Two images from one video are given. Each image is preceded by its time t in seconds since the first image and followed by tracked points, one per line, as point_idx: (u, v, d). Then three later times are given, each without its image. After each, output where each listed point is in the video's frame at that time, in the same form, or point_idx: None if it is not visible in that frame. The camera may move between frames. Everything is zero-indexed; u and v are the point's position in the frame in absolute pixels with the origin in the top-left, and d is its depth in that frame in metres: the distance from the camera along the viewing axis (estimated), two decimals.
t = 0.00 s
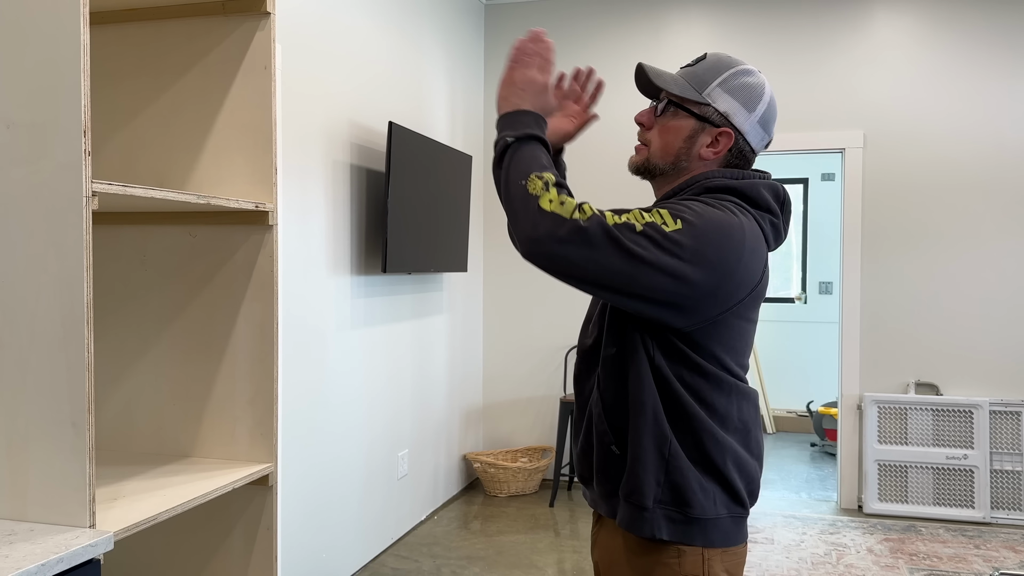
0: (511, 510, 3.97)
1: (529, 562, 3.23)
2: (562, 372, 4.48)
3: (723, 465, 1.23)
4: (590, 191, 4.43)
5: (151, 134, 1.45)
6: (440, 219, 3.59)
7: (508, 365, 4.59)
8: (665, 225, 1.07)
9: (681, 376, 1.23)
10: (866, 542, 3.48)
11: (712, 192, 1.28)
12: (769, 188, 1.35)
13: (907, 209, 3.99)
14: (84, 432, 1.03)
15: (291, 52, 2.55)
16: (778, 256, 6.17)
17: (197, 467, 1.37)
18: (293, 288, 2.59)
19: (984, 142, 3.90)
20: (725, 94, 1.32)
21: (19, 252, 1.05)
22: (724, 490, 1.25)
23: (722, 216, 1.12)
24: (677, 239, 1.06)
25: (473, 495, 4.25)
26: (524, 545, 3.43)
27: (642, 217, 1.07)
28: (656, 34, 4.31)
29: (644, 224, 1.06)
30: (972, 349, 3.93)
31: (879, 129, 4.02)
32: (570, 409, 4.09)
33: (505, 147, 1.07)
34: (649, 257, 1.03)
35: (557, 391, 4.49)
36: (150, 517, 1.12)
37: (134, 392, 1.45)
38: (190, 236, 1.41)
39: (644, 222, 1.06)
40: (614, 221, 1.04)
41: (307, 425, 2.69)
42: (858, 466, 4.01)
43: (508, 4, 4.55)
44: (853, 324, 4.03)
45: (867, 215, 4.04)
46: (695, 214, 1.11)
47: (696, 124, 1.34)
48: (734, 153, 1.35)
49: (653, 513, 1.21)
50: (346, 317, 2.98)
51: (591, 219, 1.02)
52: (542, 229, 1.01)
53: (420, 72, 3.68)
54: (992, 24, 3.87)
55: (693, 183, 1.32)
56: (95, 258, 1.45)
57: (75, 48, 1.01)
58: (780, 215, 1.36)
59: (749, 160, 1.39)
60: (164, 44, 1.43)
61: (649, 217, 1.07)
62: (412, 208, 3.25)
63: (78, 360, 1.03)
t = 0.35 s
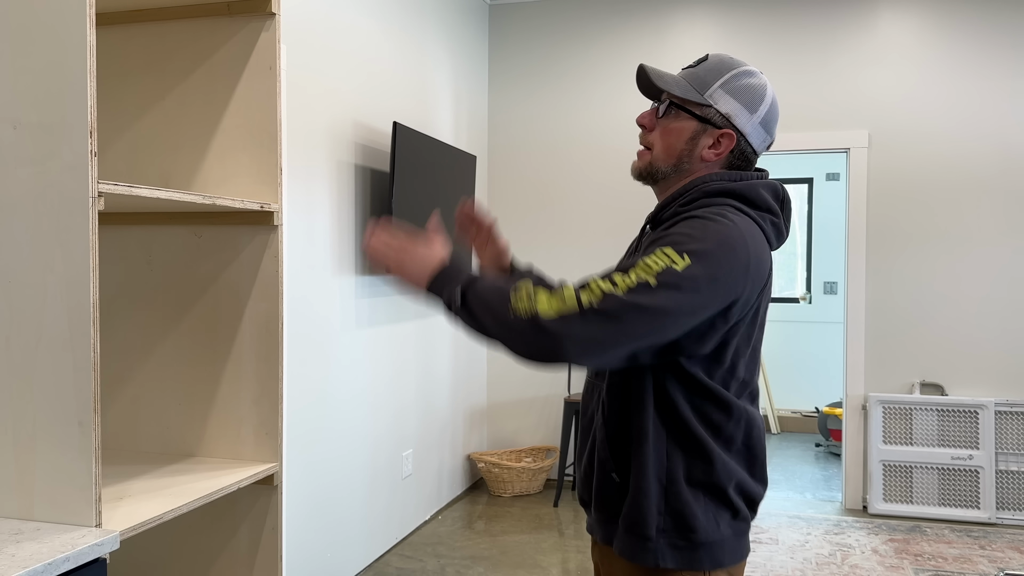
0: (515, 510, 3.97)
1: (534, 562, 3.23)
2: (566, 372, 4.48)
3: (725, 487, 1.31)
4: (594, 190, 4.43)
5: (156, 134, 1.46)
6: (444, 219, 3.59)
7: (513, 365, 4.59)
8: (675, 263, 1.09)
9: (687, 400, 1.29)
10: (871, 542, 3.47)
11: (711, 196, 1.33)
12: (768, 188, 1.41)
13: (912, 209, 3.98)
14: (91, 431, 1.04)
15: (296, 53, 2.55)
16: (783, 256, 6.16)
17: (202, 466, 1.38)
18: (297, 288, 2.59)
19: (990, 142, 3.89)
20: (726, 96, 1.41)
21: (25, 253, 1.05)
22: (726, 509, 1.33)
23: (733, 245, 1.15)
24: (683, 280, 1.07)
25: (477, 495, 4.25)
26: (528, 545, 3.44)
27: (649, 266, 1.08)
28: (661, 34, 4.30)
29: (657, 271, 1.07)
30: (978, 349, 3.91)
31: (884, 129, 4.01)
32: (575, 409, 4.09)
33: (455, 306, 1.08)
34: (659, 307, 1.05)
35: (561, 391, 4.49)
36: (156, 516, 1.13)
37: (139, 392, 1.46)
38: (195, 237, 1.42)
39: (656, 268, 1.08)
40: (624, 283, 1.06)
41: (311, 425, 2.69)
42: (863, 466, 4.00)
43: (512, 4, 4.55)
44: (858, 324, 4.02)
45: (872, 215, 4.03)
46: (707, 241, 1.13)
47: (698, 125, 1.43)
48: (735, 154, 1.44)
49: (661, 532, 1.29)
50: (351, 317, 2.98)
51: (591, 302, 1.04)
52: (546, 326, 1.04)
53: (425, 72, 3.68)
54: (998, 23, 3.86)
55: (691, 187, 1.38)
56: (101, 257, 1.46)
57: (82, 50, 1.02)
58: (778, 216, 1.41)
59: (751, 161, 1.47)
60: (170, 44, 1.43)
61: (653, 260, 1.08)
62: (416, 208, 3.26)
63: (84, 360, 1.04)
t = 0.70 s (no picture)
0: (519, 510, 3.97)
1: (537, 561, 3.24)
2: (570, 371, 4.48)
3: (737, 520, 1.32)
4: (598, 190, 4.42)
5: (160, 134, 1.46)
6: (448, 219, 3.59)
7: (516, 364, 4.59)
8: (732, 323, 1.15)
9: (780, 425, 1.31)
10: (875, 542, 3.47)
11: (683, 205, 1.37)
12: (734, 186, 1.44)
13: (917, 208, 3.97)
14: (95, 430, 1.05)
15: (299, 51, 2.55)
16: (787, 256, 6.16)
17: (207, 465, 1.38)
18: (301, 287, 2.60)
19: (994, 141, 3.87)
20: (684, 94, 1.44)
21: (31, 252, 1.06)
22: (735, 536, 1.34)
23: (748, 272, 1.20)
24: (759, 334, 1.16)
25: (481, 495, 4.25)
26: (532, 544, 3.44)
27: (731, 344, 1.15)
28: (665, 33, 4.30)
29: (741, 342, 1.15)
30: (982, 349, 3.90)
31: (888, 128, 4.00)
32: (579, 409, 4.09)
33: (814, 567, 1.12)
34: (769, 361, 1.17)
35: (565, 391, 4.49)
36: (160, 515, 1.13)
37: (144, 391, 1.47)
38: (199, 236, 1.42)
39: (738, 340, 1.15)
40: (747, 377, 1.15)
41: (315, 425, 2.70)
42: (867, 466, 3.99)
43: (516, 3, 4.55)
44: (862, 324, 4.01)
45: (877, 214, 4.01)
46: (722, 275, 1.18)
47: (660, 127, 1.46)
48: (700, 151, 1.46)
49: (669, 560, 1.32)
50: (354, 317, 2.99)
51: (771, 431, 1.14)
52: (802, 481, 1.14)
53: (429, 72, 3.69)
54: (1003, 21, 3.84)
55: (660, 199, 1.42)
56: (106, 257, 1.47)
57: (86, 51, 1.03)
58: (749, 212, 1.46)
59: (716, 157, 1.50)
60: (174, 45, 1.44)
61: (730, 349, 1.14)
62: (419, 208, 3.26)
63: (88, 358, 1.04)
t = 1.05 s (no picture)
0: (525, 510, 3.97)
1: (543, 561, 3.23)
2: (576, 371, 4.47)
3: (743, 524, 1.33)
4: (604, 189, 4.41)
5: (166, 134, 1.46)
6: (453, 218, 3.59)
7: (522, 364, 4.59)
8: (748, 325, 1.17)
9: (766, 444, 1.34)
10: (882, 542, 3.45)
11: (700, 201, 1.37)
12: (748, 181, 1.44)
13: (924, 207, 3.95)
14: (101, 429, 1.05)
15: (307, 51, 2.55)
16: (793, 255, 6.14)
17: (213, 464, 1.38)
18: (307, 287, 2.60)
19: (1003, 140, 3.85)
20: (671, 85, 1.44)
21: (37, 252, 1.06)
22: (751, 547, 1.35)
23: (761, 273, 1.21)
24: (767, 338, 1.18)
25: (487, 494, 4.25)
26: (538, 544, 3.43)
27: (736, 348, 1.17)
28: (671, 32, 4.29)
29: (746, 348, 1.17)
30: (990, 349, 3.88)
31: (896, 127, 3.99)
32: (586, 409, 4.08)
33: None
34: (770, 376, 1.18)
35: (571, 391, 4.49)
36: (166, 513, 1.13)
37: (150, 390, 1.46)
38: (205, 236, 1.42)
39: (743, 347, 1.17)
40: (744, 386, 1.17)
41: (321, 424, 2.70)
42: (874, 466, 3.98)
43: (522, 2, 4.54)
44: (869, 323, 4.00)
45: (884, 213, 4.00)
46: (739, 279, 1.19)
47: (653, 123, 1.46)
48: (699, 138, 1.46)
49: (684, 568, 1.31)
50: (360, 317, 2.99)
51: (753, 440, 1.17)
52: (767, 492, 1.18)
53: (434, 70, 3.68)
54: (1012, 19, 3.82)
55: (675, 195, 1.41)
56: (112, 257, 1.47)
57: (92, 50, 1.03)
58: (762, 207, 1.46)
59: (714, 139, 1.50)
60: (180, 44, 1.44)
61: (735, 353, 1.16)
62: (425, 207, 3.26)
63: (95, 358, 1.04)
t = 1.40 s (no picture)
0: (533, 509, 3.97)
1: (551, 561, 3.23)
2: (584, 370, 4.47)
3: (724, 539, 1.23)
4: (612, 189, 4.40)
5: (176, 133, 1.46)
6: (462, 218, 3.59)
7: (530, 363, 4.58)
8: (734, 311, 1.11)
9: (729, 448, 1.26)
10: (891, 543, 3.44)
11: (704, 196, 1.35)
12: (750, 180, 1.41)
13: (935, 206, 3.93)
14: (110, 428, 1.05)
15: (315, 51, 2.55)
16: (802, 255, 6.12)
17: (221, 463, 1.38)
18: (315, 286, 2.60)
19: (1015, 139, 3.82)
20: (665, 78, 1.40)
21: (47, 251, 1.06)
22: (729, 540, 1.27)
23: (758, 267, 1.16)
24: (747, 327, 1.11)
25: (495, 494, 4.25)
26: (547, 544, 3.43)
27: (712, 328, 1.10)
28: (680, 31, 4.27)
29: (722, 331, 1.09)
30: (1000, 349, 3.86)
31: (906, 126, 3.96)
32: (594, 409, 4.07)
33: (580, 514, 1.00)
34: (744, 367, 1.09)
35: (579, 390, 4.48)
36: (175, 512, 1.14)
37: (158, 389, 1.47)
38: (213, 235, 1.42)
39: (721, 328, 1.10)
40: (710, 363, 1.07)
41: (329, 423, 2.70)
42: (883, 466, 3.96)
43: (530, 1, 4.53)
44: (879, 323, 3.98)
45: (894, 212, 3.98)
46: (736, 265, 1.15)
47: (648, 117, 1.42)
48: (694, 132, 1.43)
49: (680, 573, 1.23)
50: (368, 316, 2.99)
51: (695, 412, 1.05)
52: (674, 463, 1.04)
53: (442, 70, 3.68)
54: None
55: (677, 190, 1.38)
56: (121, 256, 1.47)
57: (102, 49, 1.03)
58: (763, 207, 1.42)
59: (710, 133, 1.46)
60: (189, 44, 1.44)
61: (710, 330, 1.09)
62: (434, 207, 3.25)
63: (104, 357, 1.05)
